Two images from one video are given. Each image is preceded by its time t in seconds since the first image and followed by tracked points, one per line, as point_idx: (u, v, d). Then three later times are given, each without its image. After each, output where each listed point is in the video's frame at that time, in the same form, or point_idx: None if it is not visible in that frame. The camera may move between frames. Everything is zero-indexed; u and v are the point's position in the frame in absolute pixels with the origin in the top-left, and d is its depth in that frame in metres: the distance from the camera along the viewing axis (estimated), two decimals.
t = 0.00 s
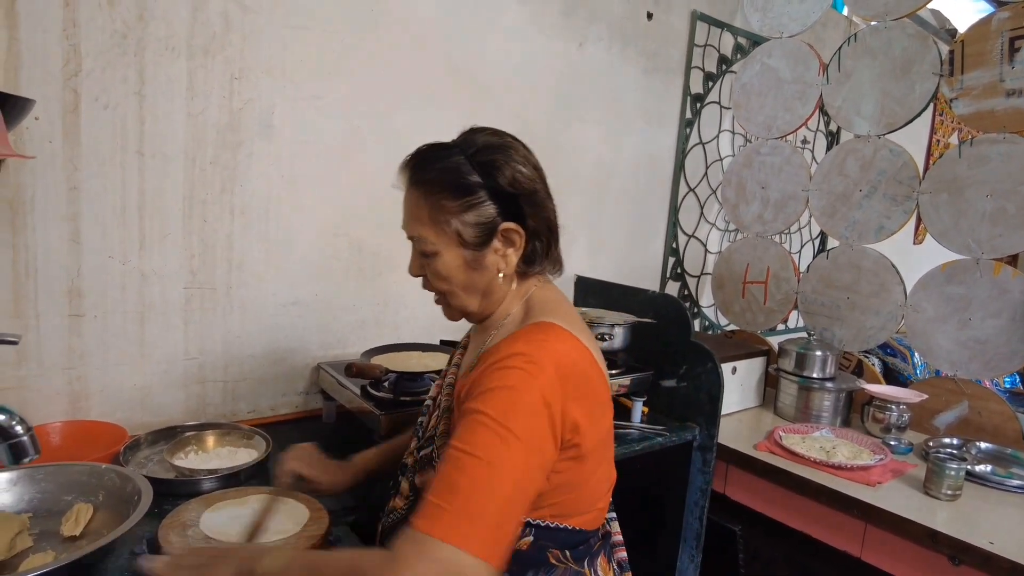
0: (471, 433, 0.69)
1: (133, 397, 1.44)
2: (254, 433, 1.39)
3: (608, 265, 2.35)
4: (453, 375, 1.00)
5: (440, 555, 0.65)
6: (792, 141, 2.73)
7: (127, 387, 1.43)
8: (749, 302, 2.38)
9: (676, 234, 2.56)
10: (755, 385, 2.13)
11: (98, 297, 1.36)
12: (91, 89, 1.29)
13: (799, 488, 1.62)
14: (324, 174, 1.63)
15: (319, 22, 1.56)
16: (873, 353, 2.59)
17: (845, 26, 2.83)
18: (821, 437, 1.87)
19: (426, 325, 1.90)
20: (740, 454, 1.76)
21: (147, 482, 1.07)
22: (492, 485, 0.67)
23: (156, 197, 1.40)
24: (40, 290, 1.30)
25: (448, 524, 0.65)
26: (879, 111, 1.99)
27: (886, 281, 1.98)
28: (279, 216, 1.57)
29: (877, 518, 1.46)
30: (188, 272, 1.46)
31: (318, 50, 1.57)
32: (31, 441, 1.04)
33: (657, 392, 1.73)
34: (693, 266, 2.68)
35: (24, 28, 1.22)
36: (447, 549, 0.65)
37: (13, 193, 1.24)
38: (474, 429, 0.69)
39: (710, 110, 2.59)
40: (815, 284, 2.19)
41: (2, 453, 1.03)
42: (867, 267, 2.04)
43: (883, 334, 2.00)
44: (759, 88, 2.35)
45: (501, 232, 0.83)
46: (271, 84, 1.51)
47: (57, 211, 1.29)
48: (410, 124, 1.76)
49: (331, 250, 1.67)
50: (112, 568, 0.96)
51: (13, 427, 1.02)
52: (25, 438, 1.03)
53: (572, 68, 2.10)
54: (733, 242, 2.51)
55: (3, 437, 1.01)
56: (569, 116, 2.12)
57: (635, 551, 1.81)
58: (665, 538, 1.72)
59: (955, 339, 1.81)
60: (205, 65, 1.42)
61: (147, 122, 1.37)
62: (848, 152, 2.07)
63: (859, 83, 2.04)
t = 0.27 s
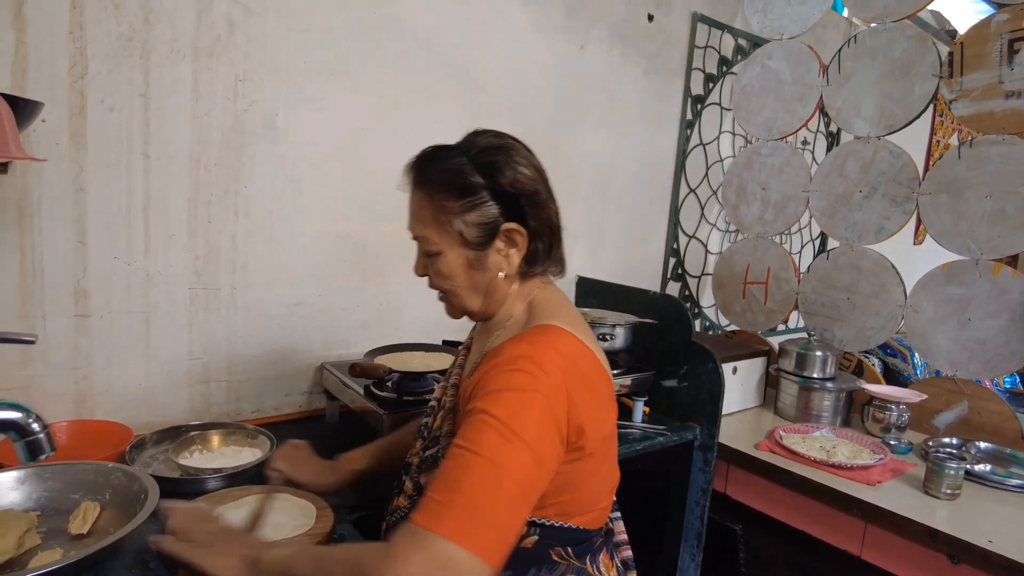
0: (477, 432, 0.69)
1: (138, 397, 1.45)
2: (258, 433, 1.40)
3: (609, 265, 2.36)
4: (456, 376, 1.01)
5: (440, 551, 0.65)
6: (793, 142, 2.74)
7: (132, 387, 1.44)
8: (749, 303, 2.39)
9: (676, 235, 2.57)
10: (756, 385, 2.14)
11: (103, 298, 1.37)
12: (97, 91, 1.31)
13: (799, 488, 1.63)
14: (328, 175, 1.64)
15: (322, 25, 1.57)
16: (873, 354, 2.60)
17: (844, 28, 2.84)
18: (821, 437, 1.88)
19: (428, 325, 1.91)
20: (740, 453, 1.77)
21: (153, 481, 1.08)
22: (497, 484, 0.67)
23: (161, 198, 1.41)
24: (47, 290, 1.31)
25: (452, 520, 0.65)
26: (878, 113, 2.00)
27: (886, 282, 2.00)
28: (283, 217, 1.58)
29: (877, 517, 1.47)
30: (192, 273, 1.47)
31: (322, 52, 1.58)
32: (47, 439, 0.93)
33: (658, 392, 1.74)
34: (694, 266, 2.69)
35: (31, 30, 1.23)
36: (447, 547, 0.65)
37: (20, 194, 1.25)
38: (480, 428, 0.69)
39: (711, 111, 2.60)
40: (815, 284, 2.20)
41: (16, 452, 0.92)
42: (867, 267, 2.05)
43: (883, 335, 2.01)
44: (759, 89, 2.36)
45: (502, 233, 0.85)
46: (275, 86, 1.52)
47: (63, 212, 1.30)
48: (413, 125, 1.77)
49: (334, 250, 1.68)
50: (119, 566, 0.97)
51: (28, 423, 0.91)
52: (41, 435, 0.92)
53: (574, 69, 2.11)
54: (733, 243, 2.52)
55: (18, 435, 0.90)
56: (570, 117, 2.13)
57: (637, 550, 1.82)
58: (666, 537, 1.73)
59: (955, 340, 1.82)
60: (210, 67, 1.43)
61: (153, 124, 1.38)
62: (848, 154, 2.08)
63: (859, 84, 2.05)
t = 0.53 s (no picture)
0: (472, 436, 0.69)
1: (139, 397, 1.44)
2: (259, 433, 1.39)
3: (612, 266, 2.35)
4: (457, 377, 1.00)
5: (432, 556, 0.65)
6: (796, 142, 2.73)
7: (133, 388, 1.43)
8: (752, 303, 2.38)
9: (679, 235, 2.56)
10: (759, 386, 2.13)
11: (105, 298, 1.36)
12: (99, 90, 1.30)
13: (804, 489, 1.62)
14: (330, 175, 1.63)
15: (325, 24, 1.57)
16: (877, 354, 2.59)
17: (848, 27, 2.83)
18: (825, 438, 1.87)
19: (430, 326, 1.90)
20: (744, 454, 1.75)
21: (153, 482, 1.07)
22: (491, 488, 0.67)
23: (162, 198, 1.40)
24: (48, 290, 1.30)
25: (447, 525, 0.65)
26: (882, 112, 1.99)
27: (890, 282, 1.98)
28: (286, 217, 1.57)
29: (883, 519, 1.46)
30: (194, 273, 1.46)
31: (324, 52, 1.58)
32: (45, 441, 1.01)
33: (662, 393, 1.73)
34: (697, 266, 2.68)
35: (33, 29, 1.22)
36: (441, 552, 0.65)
37: (22, 194, 1.25)
38: (476, 431, 0.69)
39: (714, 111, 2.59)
40: (819, 284, 2.19)
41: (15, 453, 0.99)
42: (871, 268, 2.04)
43: (887, 335, 2.00)
44: (763, 88, 2.35)
45: (513, 230, 0.84)
46: (276, 85, 1.52)
47: (64, 212, 1.29)
48: (415, 125, 1.76)
49: (337, 251, 1.67)
50: (120, 568, 0.96)
51: (26, 426, 0.98)
52: (39, 437, 0.99)
53: (576, 69, 2.10)
54: (736, 243, 2.51)
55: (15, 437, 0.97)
56: (573, 117, 2.13)
57: (641, 553, 1.81)
58: (669, 539, 1.72)
59: (960, 340, 1.81)
60: (212, 66, 1.42)
61: (154, 123, 1.37)
62: (852, 153, 2.07)
63: (863, 84, 2.04)
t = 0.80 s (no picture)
0: (494, 448, 0.66)
1: (136, 400, 1.43)
2: (256, 437, 1.38)
3: (613, 266, 2.34)
4: (453, 385, 0.98)
5: None
6: (798, 142, 2.71)
7: (130, 391, 1.42)
8: (755, 304, 2.37)
9: (681, 235, 2.54)
10: (761, 388, 2.12)
11: (101, 300, 1.35)
12: (94, 91, 1.29)
13: (806, 493, 1.60)
14: (329, 175, 1.62)
15: (323, 23, 1.55)
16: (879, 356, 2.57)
17: (850, 27, 2.81)
18: (828, 441, 1.85)
19: (430, 327, 1.89)
20: (746, 457, 1.74)
21: (148, 487, 1.06)
22: (525, 499, 0.64)
23: (159, 199, 1.39)
24: (43, 293, 1.29)
25: (490, 543, 0.62)
26: (886, 112, 1.97)
27: (893, 283, 1.97)
28: (285, 218, 1.56)
29: (886, 523, 1.44)
30: (191, 275, 1.45)
31: (322, 52, 1.56)
32: (28, 451, 0.97)
33: (663, 395, 1.71)
34: (698, 267, 2.67)
35: (27, 29, 1.21)
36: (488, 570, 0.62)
37: (17, 195, 1.24)
38: (497, 444, 0.66)
39: (716, 111, 2.57)
40: (821, 285, 2.17)
41: None
42: (874, 269, 2.02)
43: (891, 337, 1.99)
44: (765, 88, 2.33)
45: (497, 230, 0.82)
46: (274, 85, 1.50)
47: (59, 213, 1.28)
48: (414, 125, 1.75)
49: (336, 252, 1.66)
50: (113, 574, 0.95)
51: (8, 436, 0.95)
52: (21, 448, 0.96)
53: (577, 69, 2.09)
54: (739, 244, 2.49)
55: None
56: (574, 117, 2.11)
57: (642, 556, 1.79)
58: (671, 543, 1.70)
59: (964, 342, 1.79)
60: (209, 66, 1.41)
61: (151, 124, 1.36)
62: (855, 153, 2.06)
63: (866, 83, 2.02)
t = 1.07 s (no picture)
0: (473, 446, 0.68)
1: (135, 402, 1.43)
2: (255, 439, 1.38)
3: (613, 268, 2.34)
4: (462, 383, 0.97)
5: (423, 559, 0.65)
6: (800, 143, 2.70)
7: (129, 393, 1.42)
8: (756, 306, 2.36)
9: (682, 236, 2.54)
10: (762, 389, 2.11)
11: (100, 302, 1.35)
12: (92, 94, 1.29)
13: (807, 495, 1.59)
14: (328, 178, 1.62)
15: (322, 25, 1.55)
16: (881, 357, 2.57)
17: (852, 28, 2.81)
18: (829, 443, 1.84)
19: (429, 329, 1.89)
20: (746, 459, 1.73)
21: (146, 490, 1.06)
22: (487, 498, 0.66)
23: (158, 201, 1.39)
24: (42, 296, 1.29)
25: (439, 530, 0.65)
26: (887, 113, 1.96)
27: (895, 285, 1.96)
28: (284, 220, 1.56)
29: (887, 526, 1.43)
30: (190, 277, 1.45)
31: (321, 54, 1.56)
32: (20, 458, 0.89)
33: (663, 397, 1.71)
34: (699, 269, 2.66)
35: (26, 32, 1.21)
36: (428, 555, 0.65)
37: (15, 198, 1.24)
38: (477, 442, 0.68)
39: (717, 112, 2.57)
40: (823, 287, 2.17)
41: None
42: (876, 270, 2.01)
43: (892, 339, 1.98)
44: (766, 89, 2.33)
45: (510, 214, 0.82)
46: (273, 87, 1.50)
47: (58, 216, 1.28)
48: (414, 127, 1.75)
49: (335, 254, 1.66)
50: None
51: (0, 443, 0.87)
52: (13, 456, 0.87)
53: (577, 70, 2.08)
54: (740, 245, 2.49)
55: None
56: (573, 118, 2.11)
57: (643, 558, 1.79)
58: (671, 545, 1.70)
59: (966, 344, 1.79)
60: (208, 69, 1.41)
61: (149, 126, 1.36)
62: (856, 155, 2.05)
63: (868, 84, 2.02)
